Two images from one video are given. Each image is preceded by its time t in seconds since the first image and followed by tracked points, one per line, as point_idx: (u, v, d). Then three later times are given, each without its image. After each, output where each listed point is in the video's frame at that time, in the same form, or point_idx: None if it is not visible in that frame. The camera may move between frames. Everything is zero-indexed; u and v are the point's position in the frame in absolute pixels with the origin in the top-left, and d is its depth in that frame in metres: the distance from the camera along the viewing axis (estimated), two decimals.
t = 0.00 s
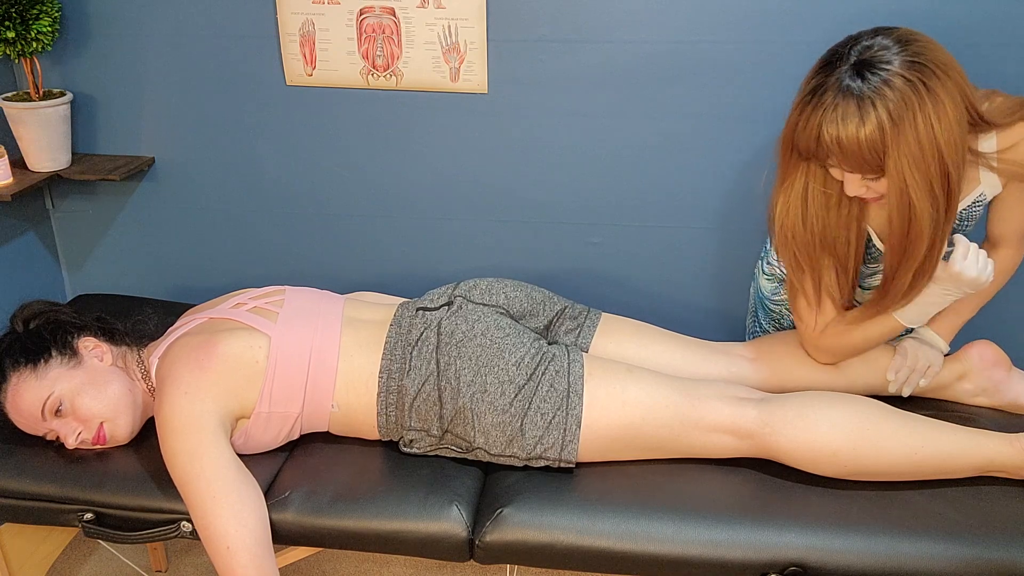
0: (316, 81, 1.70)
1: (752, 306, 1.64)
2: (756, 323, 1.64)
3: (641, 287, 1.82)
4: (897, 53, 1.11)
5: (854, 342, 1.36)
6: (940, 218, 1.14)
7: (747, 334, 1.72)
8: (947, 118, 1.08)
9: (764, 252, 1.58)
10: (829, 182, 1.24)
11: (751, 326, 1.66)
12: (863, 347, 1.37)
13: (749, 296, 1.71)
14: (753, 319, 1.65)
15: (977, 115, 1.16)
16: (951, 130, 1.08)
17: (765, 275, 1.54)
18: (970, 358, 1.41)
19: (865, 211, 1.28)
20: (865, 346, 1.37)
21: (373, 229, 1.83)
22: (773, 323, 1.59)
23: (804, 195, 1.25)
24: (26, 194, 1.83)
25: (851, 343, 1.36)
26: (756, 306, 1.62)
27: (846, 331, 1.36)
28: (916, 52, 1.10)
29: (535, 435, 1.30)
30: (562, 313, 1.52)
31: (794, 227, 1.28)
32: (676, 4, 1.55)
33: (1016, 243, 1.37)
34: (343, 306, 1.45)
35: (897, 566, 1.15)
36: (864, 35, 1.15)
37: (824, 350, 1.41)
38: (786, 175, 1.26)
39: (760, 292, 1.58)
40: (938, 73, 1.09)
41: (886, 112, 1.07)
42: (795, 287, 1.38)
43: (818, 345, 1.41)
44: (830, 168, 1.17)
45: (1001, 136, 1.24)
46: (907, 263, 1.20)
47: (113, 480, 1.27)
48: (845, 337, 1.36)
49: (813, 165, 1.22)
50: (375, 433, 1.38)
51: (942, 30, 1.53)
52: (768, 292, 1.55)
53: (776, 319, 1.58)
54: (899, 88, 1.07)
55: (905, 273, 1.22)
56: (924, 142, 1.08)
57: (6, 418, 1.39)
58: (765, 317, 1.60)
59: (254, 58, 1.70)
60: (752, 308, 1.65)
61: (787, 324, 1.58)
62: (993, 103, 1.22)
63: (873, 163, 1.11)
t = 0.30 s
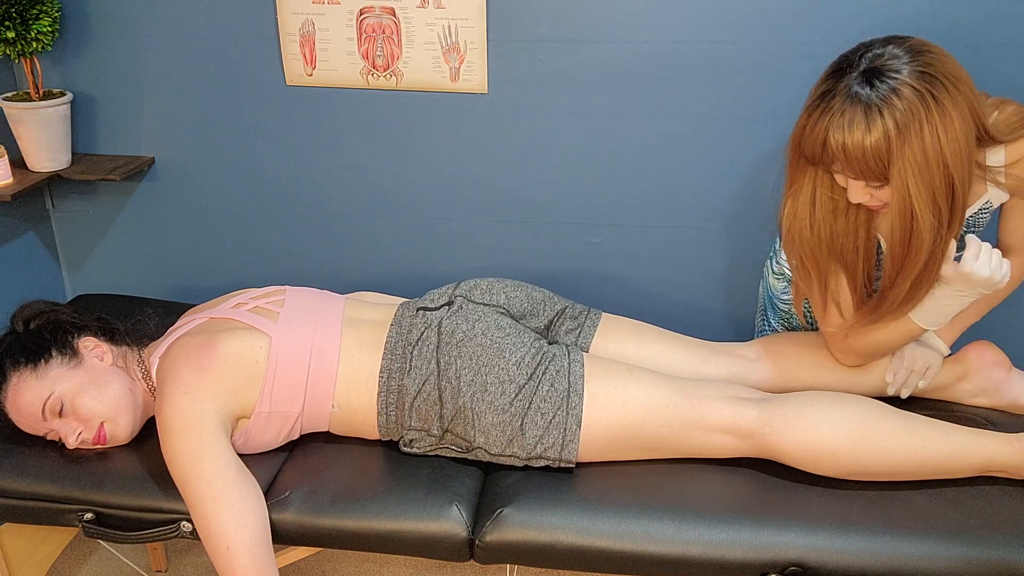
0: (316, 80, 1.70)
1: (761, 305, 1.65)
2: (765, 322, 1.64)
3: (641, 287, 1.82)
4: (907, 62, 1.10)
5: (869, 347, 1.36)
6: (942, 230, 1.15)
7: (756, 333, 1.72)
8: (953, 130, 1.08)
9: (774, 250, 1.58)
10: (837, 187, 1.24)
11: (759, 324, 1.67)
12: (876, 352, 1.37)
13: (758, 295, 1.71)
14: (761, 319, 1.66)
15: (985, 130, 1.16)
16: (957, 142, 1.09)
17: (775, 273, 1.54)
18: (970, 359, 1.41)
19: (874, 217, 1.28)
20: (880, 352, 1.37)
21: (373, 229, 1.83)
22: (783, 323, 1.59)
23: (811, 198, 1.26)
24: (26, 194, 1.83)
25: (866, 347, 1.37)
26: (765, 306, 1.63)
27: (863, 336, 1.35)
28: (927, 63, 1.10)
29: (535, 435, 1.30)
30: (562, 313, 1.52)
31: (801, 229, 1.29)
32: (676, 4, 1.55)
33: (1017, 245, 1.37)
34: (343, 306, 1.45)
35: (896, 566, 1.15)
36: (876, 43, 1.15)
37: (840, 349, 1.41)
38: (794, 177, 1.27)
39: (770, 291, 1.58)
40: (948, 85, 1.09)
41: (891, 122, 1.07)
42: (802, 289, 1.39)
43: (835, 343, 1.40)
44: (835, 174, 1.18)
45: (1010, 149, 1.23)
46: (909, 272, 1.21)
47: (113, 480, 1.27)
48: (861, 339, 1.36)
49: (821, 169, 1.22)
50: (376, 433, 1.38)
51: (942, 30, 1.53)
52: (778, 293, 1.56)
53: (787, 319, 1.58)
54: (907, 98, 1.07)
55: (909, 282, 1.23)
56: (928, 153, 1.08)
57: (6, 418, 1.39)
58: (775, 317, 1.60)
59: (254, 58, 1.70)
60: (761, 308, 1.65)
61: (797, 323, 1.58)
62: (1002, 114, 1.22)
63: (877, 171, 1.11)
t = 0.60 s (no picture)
0: (316, 81, 1.70)
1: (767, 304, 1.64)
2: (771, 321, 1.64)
3: (641, 287, 1.82)
4: (925, 51, 1.11)
5: (863, 348, 1.35)
6: (950, 222, 1.15)
7: (762, 333, 1.72)
8: (968, 120, 1.08)
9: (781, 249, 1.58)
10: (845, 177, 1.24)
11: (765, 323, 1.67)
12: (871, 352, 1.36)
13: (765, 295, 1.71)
14: (767, 317, 1.65)
15: (998, 127, 1.17)
16: (970, 133, 1.09)
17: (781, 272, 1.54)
18: (970, 358, 1.41)
19: (879, 210, 1.28)
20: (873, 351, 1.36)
21: (374, 229, 1.83)
22: (789, 322, 1.59)
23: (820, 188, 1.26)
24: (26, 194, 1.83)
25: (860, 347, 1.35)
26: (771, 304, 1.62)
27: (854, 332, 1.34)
28: (944, 54, 1.10)
29: (535, 435, 1.30)
30: (562, 313, 1.52)
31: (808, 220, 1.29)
32: (676, 4, 1.55)
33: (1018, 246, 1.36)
34: (343, 306, 1.45)
35: (896, 566, 1.15)
36: (892, 34, 1.16)
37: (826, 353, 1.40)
38: (804, 166, 1.26)
39: (776, 291, 1.58)
40: (965, 76, 1.09)
41: (907, 109, 1.07)
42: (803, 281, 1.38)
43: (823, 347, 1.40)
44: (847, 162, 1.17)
45: (1020, 149, 1.24)
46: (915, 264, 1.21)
47: (113, 480, 1.27)
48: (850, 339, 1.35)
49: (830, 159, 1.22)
50: (376, 433, 1.38)
51: (942, 30, 1.53)
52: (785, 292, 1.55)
53: (793, 319, 1.58)
54: (924, 86, 1.07)
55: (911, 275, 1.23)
56: (942, 142, 1.08)
57: (6, 418, 1.39)
58: (780, 315, 1.60)
59: (254, 58, 1.70)
60: (767, 307, 1.65)
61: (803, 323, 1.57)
62: (1014, 113, 1.22)
63: (889, 160, 1.11)
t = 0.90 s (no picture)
0: (316, 80, 1.70)
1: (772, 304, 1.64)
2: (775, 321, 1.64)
3: (641, 288, 1.82)
4: (954, 59, 1.11)
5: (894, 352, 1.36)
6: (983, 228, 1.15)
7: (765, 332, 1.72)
8: (998, 125, 1.09)
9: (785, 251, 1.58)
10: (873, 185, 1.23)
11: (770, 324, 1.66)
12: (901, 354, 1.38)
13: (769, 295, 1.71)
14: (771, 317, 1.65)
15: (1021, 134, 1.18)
16: (1000, 138, 1.09)
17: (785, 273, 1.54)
18: (970, 358, 1.41)
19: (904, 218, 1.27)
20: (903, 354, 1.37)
21: (373, 229, 1.83)
22: (794, 324, 1.59)
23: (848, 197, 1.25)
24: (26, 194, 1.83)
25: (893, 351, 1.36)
26: (775, 305, 1.62)
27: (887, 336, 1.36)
28: (973, 60, 1.10)
29: (535, 435, 1.30)
30: (562, 313, 1.52)
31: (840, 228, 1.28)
32: (676, 4, 1.55)
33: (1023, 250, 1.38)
34: (343, 306, 1.45)
35: (896, 566, 1.15)
36: (919, 41, 1.16)
37: (854, 359, 1.40)
38: (832, 176, 1.25)
39: (780, 291, 1.58)
40: (994, 82, 1.09)
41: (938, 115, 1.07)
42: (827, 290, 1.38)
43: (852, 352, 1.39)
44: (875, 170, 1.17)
45: None
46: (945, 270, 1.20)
47: (113, 479, 1.27)
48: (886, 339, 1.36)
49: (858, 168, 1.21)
50: (376, 433, 1.38)
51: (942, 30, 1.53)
52: (789, 293, 1.55)
53: (798, 320, 1.58)
54: (955, 91, 1.07)
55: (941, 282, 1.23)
56: (974, 146, 1.08)
57: (6, 418, 1.39)
58: (786, 316, 1.60)
59: (254, 58, 1.70)
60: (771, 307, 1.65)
61: (809, 324, 1.57)
62: None
63: (920, 166, 1.11)
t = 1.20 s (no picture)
0: (316, 81, 1.70)
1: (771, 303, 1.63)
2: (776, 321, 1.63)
3: (641, 287, 1.82)
4: None
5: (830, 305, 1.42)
6: (990, 170, 1.14)
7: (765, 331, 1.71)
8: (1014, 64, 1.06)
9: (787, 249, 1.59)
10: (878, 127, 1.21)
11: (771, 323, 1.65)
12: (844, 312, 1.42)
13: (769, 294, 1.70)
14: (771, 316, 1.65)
15: None
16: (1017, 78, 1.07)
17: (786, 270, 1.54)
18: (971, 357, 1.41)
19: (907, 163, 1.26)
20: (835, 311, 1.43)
21: (374, 229, 1.83)
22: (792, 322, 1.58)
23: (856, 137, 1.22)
24: (26, 194, 1.83)
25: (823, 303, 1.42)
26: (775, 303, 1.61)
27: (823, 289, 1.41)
28: None
29: (535, 435, 1.30)
30: (562, 313, 1.52)
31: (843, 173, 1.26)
32: (676, 4, 1.55)
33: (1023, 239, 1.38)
34: (343, 306, 1.45)
35: (896, 566, 1.15)
36: None
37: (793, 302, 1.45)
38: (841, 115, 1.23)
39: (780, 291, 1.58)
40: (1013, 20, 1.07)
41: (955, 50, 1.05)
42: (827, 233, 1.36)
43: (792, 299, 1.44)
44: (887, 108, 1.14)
45: None
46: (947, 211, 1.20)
47: (113, 479, 1.27)
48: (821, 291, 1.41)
49: (869, 108, 1.18)
50: (376, 433, 1.38)
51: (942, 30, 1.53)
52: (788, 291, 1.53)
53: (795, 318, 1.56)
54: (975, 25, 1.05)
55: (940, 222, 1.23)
56: (990, 85, 1.06)
57: (6, 418, 1.39)
58: (784, 314, 1.58)
59: (254, 58, 1.70)
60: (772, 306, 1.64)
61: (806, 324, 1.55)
62: None
63: (933, 104, 1.09)
